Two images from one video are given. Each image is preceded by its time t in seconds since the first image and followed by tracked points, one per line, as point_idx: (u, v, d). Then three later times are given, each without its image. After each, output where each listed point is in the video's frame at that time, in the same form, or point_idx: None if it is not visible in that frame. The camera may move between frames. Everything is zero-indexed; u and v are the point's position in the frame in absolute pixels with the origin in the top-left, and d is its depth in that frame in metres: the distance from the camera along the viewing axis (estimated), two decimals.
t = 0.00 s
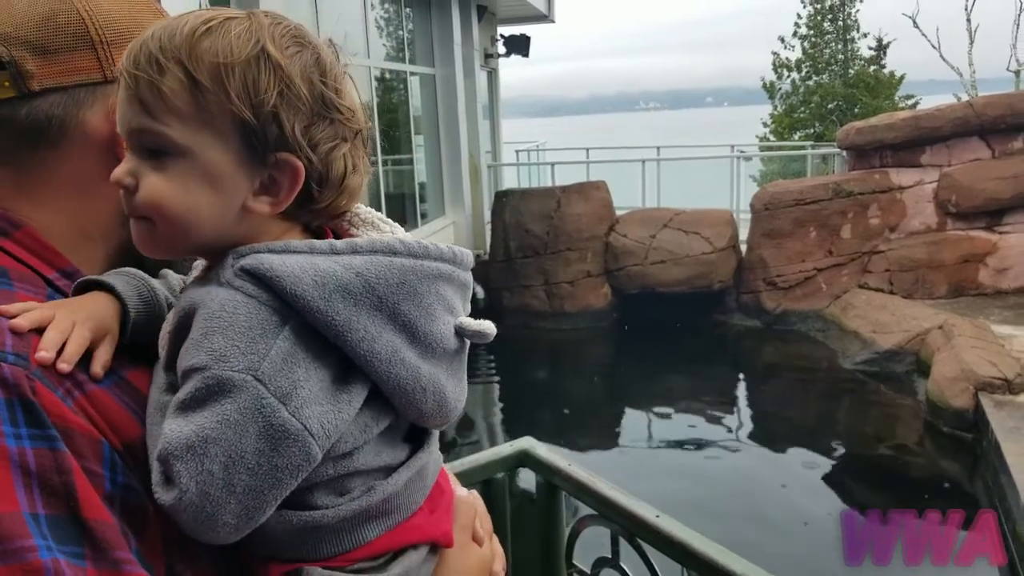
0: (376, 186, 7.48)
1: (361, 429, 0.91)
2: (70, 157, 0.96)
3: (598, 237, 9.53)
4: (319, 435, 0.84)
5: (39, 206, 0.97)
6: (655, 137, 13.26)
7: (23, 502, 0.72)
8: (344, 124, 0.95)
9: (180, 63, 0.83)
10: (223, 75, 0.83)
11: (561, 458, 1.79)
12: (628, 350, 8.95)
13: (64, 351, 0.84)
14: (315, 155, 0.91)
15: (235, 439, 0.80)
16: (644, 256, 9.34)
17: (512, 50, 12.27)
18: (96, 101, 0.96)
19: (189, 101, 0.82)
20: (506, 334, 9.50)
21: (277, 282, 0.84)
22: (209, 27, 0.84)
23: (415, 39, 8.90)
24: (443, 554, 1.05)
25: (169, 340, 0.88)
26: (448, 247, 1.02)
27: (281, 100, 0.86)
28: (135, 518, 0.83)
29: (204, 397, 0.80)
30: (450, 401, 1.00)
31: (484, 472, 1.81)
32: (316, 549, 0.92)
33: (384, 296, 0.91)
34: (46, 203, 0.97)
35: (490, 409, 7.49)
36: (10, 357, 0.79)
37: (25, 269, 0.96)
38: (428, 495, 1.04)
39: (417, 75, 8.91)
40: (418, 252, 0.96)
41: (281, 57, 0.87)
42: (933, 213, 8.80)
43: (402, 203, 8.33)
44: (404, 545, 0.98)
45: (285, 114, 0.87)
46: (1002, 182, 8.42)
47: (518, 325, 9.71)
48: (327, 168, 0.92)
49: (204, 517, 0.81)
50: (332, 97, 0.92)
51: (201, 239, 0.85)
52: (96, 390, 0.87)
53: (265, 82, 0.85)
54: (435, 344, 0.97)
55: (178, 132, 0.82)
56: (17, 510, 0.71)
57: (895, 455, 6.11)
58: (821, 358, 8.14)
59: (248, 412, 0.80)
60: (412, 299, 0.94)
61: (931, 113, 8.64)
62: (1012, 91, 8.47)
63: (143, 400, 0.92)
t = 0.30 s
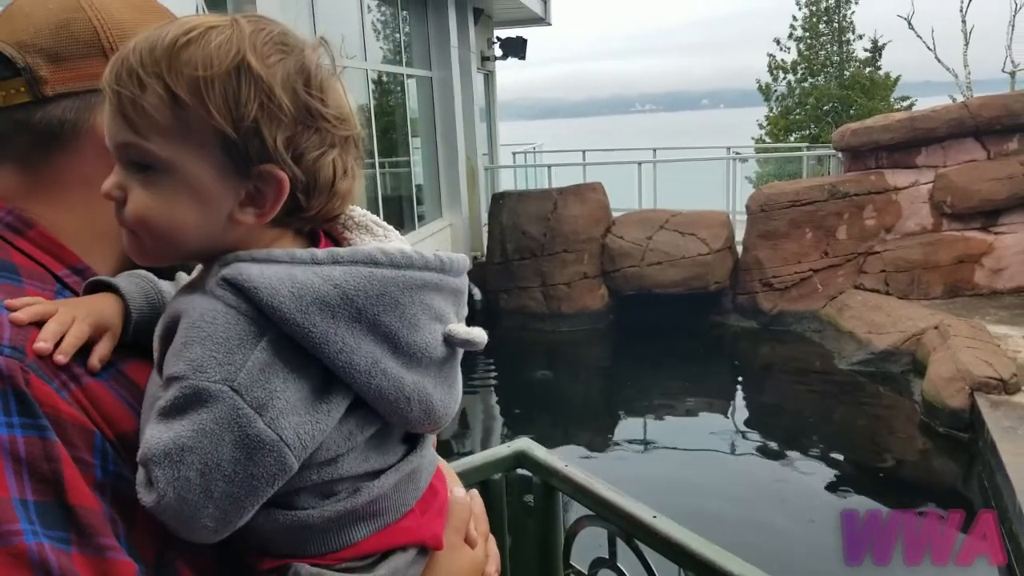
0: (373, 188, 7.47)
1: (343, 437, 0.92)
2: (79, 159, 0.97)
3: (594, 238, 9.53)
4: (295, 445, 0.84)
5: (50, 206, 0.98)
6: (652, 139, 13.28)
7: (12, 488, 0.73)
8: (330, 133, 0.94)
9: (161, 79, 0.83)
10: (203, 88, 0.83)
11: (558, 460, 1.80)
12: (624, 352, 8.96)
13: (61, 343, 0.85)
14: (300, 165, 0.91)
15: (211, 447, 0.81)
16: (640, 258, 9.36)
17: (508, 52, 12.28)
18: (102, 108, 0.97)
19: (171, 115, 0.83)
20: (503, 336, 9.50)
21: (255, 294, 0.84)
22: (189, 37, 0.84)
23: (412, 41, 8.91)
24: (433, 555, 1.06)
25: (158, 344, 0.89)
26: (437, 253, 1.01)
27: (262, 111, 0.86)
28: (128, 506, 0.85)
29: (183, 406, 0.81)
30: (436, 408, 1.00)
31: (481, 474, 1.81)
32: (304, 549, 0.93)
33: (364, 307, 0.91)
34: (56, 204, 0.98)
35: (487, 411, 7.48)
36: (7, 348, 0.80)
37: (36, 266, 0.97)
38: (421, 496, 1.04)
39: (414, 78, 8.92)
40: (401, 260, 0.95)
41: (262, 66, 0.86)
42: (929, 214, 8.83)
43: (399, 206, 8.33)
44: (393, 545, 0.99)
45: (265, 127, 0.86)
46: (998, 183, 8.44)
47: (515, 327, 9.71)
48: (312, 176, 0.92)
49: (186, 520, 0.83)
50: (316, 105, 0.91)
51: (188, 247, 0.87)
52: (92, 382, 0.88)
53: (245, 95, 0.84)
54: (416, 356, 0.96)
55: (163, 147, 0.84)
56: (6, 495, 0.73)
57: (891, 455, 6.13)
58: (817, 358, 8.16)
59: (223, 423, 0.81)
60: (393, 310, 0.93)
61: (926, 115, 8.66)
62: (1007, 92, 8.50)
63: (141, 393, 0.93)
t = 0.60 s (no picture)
0: (371, 188, 7.47)
1: (335, 440, 0.92)
2: (99, 162, 0.99)
3: (593, 239, 9.53)
4: (285, 448, 0.85)
5: (67, 205, 0.99)
6: (650, 140, 13.29)
7: (8, 480, 0.75)
8: (328, 141, 0.93)
9: (161, 89, 0.83)
10: (201, 97, 0.83)
11: (556, 461, 1.80)
12: (623, 353, 8.96)
13: (65, 338, 0.85)
14: (297, 174, 0.91)
15: (201, 449, 0.81)
16: (639, 258, 9.37)
17: (507, 53, 12.29)
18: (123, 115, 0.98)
19: (170, 123, 0.83)
20: (502, 337, 9.50)
21: (246, 299, 0.85)
22: (188, 46, 0.84)
23: (411, 42, 8.93)
24: (427, 558, 1.07)
25: (156, 345, 0.90)
26: (433, 260, 1.00)
27: (259, 121, 0.85)
28: (125, 500, 0.86)
29: (175, 408, 0.82)
30: (430, 413, 1.00)
31: (479, 474, 1.81)
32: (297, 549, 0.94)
33: (355, 313, 0.91)
34: (72, 204, 1.00)
35: (485, 413, 7.48)
36: (9, 343, 0.80)
37: (49, 263, 0.97)
38: (416, 499, 1.05)
39: (413, 78, 8.93)
40: (395, 266, 0.95)
41: (261, 75, 0.85)
42: (927, 215, 8.84)
43: (398, 207, 8.34)
44: (385, 547, 0.99)
45: (261, 138, 0.86)
46: (996, 185, 8.45)
47: (513, 328, 9.71)
48: (308, 184, 0.92)
49: (178, 520, 0.84)
50: (313, 115, 0.90)
51: (185, 251, 0.87)
52: (93, 377, 0.88)
53: (242, 105, 0.84)
54: (409, 361, 0.96)
55: (161, 155, 0.84)
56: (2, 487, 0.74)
57: (889, 457, 6.14)
58: (815, 360, 8.17)
59: (213, 425, 0.82)
60: (385, 316, 0.93)
61: (925, 116, 8.67)
62: (1005, 94, 8.52)
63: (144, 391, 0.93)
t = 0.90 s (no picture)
0: (368, 188, 7.47)
1: (331, 431, 0.93)
2: (98, 163, 1.00)
3: (590, 240, 9.54)
4: (282, 439, 0.86)
5: (64, 205, 1.00)
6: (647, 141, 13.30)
7: (12, 473, 0.76)
8: (318, 139, 0.93)
9: (151, 86, 0.84)
10: (191, 95, 0.84)
11: (553, 461, 1.81)
12: (619, 353, 8.98)
13: (66, 333, 0.86)
14: (287, 171, 0.91)
15: (199, 442, 0.82)
16: (635, 259, 9.38)
17: (505, 54, 12.30)
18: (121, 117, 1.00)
19: (160, 121, 0.84)
20: (498, 337, 9.51)
21: (240, 293, 0.85)
22: (180, 44, 0.85)
23: (408, 42, 8.93)
24: (422, 547, 1.09)
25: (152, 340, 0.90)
26: (424, 251, 1.01)
27: (248, 119, 0.86)
28: (126, 494, 0.87)
29: (172, 401, 0.83)
30: (425, 402, 1.01)
31: (477, 474, 1.82)
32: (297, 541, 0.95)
33: (348, 304, 0.92)
34: (71, 204, 1.00)
35: (482, 413, 7.49)
36: (9, 339, 0.81)
37: (47, 263, 0.98)
38: (412, 489, 1.06)
39: (410, 78, 8.93)
40: (386, 257, 0.96)
41: (251, 74, 0.86)
42: (922, 216, 8.87)
43: (395, 207, 8.36)
44: (381, 536, 1.00)
45: (251, 136, 0.87)
46: (992, 186, 8.47)
47: (510, 328, 9.72)
48: (299, 181, 0.92)
49: (178, 514, 0.85)
50: (303, 112, 0.91)
51: (176, 247, 0.88)
52: (94, 373, 0.89)
53: (231, 102, 0.85)
54: (403, 351, 0.97)
55: (152, 153, 0.85)
56: (5, 480, 0.75)
57: (884, 457, 6.16)
58: (811, 361, 8.18)
59: (210, 418, 0.82)
60: (378, 306, 0.94)
61: (921, 117, 8.69)
62: (1001, 95, 8.54)
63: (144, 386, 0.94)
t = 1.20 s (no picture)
0: (366, 187, 7.47)
1: (326, 430, 0.93)
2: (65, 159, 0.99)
3: (587, 239, 9.55)
4: (277, 435, 0.86)
5: (38, 206, 1.00)
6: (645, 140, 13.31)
7: (27, 475, 0.75)
8: (295, 131, 0.94)
9: (124, 93, 0.85)
10: (164, 98, 0.85)
11: (549, 462, 1.82)
12: (616, 353, 8.99)
13: (70, 334, 0.87)
14: (266, 167, 0.92)
15: (193, 441, 0.82)
16: (633, 258, 9.38)
17: (502, 53, 12.31)
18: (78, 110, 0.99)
19: (135, 127, 0.85)
20: (496, 337, 9.52)
21: (232, 290, 0.86)
22: (149, 48, 0.86)
23: (406, 41, 8.93)
24: (422, 550, 1.10)
25: (142, 344, 0.91)
26: (416, 247, 1.02)
27: (223, 117, 0.87)
28: (123, 496, 0.87)
29: (165, 402, 0.83)
30: (420, 398, 1.01)
31: (471, 475, 1.83)
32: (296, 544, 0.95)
33: (340, 299, 0.92)
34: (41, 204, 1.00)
35: (480, 412, 7.50)
36: (18, 339, 0.80)
37: (32, 266, 0.97)
38: (407, 491, 1.06)
39: (407, 77, 8.93)
40: (377, 252, 0.97)
41: (221, 72, 0.87)
42: (919, 216, 8.90)
43: (393, 206, 8.35)
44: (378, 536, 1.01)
45: (227, 133, 0.87)
46: (988, 185, 8.48)
47: (508, 327, 9.74)
48: (279, 175, 0.93)
49: (173, 517, 0.84)
50: (277, 106, 0.92)
51: (162, 253, 0.89)
52: (96, 375, 0.90)
53: (205, 101, 0.86)
54: (397, 347, 0.97)
55: (130, 159, 0.85)
56: (22, 483, 0.74)
57: (881, 457, 6.17)
58: (808, 360, 8.20)
59: (204, 415, 0.82)
60: (370, 302, 0.94)
61: (918, 117, 8.70)
62: (997, 95, 8.56)
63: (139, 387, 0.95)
